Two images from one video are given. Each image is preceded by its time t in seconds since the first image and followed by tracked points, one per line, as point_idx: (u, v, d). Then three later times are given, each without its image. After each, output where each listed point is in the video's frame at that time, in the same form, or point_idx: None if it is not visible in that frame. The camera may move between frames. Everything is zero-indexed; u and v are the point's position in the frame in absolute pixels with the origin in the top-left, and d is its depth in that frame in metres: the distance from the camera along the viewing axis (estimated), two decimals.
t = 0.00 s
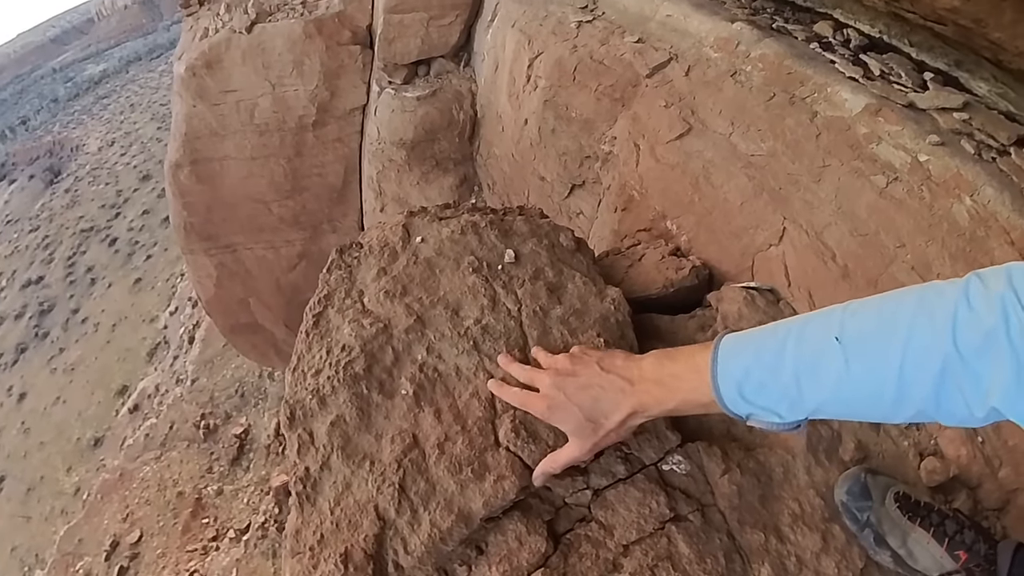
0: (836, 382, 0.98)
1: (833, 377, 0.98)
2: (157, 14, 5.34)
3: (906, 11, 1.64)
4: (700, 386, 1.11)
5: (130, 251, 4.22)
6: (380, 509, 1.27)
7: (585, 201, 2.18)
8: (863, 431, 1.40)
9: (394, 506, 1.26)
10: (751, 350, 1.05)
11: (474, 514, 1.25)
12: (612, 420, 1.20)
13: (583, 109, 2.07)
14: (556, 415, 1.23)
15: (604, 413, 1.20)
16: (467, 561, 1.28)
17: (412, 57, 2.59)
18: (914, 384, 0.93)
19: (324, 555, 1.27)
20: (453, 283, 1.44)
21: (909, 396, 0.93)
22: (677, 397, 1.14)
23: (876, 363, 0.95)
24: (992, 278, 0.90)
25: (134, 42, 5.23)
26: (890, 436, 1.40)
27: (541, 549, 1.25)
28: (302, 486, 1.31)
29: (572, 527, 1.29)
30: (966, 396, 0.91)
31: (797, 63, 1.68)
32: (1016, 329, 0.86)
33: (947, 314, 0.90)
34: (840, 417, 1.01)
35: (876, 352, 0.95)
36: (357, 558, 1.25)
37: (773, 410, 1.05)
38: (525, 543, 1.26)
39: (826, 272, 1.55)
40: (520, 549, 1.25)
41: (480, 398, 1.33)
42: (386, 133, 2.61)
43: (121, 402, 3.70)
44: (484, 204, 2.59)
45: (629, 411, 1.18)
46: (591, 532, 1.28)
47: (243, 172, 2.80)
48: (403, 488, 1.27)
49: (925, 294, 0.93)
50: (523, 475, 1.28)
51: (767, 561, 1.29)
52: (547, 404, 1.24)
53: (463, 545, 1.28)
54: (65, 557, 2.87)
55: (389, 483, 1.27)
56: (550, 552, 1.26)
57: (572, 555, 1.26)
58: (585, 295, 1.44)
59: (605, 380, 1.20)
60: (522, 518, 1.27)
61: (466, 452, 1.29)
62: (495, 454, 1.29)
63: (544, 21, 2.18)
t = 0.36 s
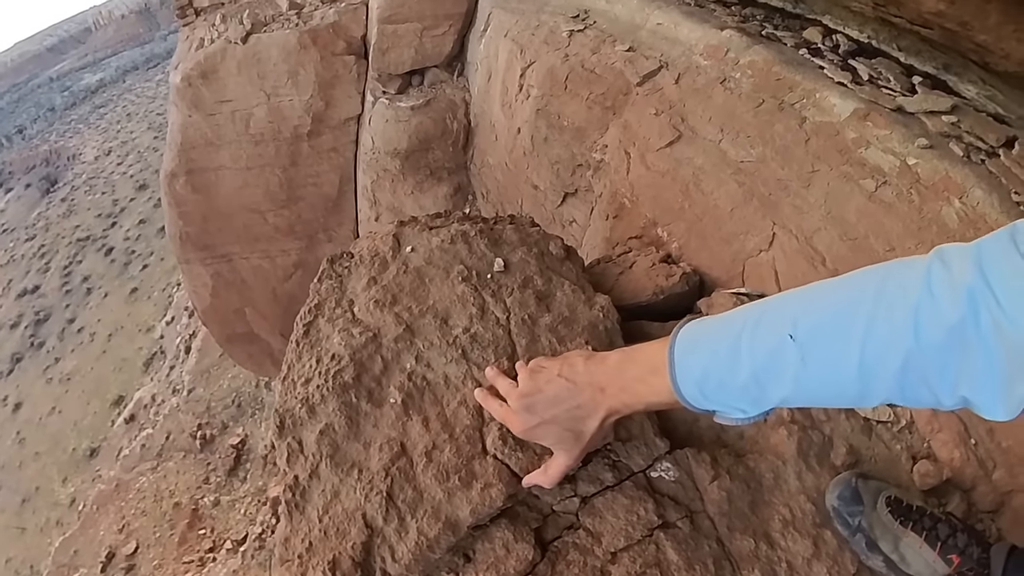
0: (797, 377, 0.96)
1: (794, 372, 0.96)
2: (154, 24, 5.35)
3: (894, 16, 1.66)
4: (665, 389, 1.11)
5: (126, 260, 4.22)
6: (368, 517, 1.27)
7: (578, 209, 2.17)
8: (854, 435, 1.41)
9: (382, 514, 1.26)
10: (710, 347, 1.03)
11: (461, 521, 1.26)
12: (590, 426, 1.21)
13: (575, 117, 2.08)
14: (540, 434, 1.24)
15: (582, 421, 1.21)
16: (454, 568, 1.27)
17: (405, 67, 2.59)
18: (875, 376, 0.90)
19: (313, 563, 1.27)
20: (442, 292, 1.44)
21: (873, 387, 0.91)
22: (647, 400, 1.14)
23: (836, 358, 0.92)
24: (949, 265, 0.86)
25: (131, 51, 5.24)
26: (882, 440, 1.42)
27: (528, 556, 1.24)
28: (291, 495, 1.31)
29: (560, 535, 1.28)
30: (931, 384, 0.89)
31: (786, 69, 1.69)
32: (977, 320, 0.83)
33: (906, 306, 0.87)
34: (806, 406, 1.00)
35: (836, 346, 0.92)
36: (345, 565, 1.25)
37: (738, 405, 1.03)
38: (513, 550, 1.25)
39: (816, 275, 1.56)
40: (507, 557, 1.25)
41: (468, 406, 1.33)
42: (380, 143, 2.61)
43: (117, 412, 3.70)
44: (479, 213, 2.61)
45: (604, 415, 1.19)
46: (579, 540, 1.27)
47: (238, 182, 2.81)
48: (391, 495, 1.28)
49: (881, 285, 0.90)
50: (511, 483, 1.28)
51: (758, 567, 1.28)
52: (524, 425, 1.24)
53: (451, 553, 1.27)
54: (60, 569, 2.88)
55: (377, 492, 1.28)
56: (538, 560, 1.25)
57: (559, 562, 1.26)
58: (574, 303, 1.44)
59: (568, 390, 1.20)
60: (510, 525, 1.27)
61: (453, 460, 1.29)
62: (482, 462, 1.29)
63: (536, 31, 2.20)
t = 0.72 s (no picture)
0: (795, 364, 0.98)
1: (792, 360, 0.98)
2: (151, 34, 5.39)
3: (887, 23, 1.69)
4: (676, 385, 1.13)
5: (123, 270, 4.24)
6: (384, 518, 1.28)
7: (578, 216, 2.20)
8: (859, 431, 1.42)
9: (399, 514, 1.28)
10: (709, 340, 1.05)
11: (478, 521, 1.27)
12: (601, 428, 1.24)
13: (575, 124, 2.10)
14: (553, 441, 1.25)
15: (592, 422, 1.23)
16: (471, 567, 1.29)
17: (405, 77, 2.61)
18: (871, 358, 0.93)
19: (329, 566, 1.28)
20: (451, 295, 1.46)
21: (868, 368, 0.94)
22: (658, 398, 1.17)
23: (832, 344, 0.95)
24: (934, 249, 0.89)
25: (128, 61, 5.27)
26: (886, 434, 1.44)
27: (545, 554, 1.26)
28: (306, 498, 1.32)
29: (576, 532, 1.30)
30: (923, 361, 0.92)
31: (782, 75, 1.71)
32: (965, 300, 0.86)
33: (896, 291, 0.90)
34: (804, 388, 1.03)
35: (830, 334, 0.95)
36: (362, 567, 1.26)
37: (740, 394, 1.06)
38: (530, 548, 1.27)
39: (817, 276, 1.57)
40: (524, 555, 1.27)
41: (481, 407, 1.35)
42: (380, 151, 2.63)
43: (113, 422, 3.71)
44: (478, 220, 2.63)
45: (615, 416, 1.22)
46: (594, 537, 1.29)
47: (238, 191, 2.83)
48: (407, 496, 1.29)
49: (870, 271, 0.92)
50: (526, 482, 1.29)
51: (770, 561, 1.30)
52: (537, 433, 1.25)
53: (467, 552, 1.29)
54: None
55: (393, 492, 1.29)
56: (555, 557, 1.27)
57: (576, 560, 1.27)
58: (582, 306, 1.45)
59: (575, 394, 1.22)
60: (526, 523, 1.29)
61: (468, 460, 1.30)
62: (497, 461, 1.31)
63: (535, 40, 2.22)
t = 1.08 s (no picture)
0: (842, 286, 0.88)
1: (838, 283, 0.88)
2: (148, 44, 5.38)
3: (883, 25, 1.68)
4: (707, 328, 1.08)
5: (118, 279, 4.21)
6: (381, 532, 1.25)
7: (576, 223, 2.17)
8: (865, 436, 1.41)
9: (397, 529, 1.24)
10: (749, 270, 0.95)
11: (479, 535, 1.24)
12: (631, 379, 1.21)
13: (572, 131, 2.09)
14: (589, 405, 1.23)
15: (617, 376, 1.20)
16: None
17: (401, 84, 2.60)
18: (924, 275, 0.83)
19: None
20: (449, 303, 1.44)
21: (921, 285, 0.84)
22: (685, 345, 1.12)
23: (880, 262, 0.85)
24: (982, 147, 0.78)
25: (125, 70, 5.27)
26: (893, 439, 1.42)
27: (549, 568, 1.23)
28: (299, 512, 1.28)
29: (580, 546, 1.27)
30: (982, 275, 0.81)
31: (780, 79, 1.70)
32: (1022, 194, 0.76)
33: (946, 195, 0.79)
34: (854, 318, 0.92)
35: (877, 251, 0.85)
36: None
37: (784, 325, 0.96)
38: (533, 563, 1.23)
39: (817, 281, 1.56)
40: (528, 568, 1.23)
41: (480, 417, 1.33)
42: (376, 159, 2.64)
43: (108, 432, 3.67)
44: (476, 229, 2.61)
45: (642, 363, 1.19)
46: (599, 549, 1.25)
47: (234, 199, 2.81)
48: (405, 510, 1.26)
49: (915, 177, 0.82)
50: (528, 493, 1.26)
51: (779, 571, 1.27)
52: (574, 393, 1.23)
53: (468, 567, 1.25)
54: None
55: (391, 506, 1.26)
56: (559, 571, 1.23)
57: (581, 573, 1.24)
58: (581, 312, 1.44)
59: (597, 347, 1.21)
60: (528, 537, 1.25)
61: (468, 472, 1.27)
62: (498, 472, 1.27)
63: (531, 46, 2.22)
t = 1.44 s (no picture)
0: (851, 367, 0.99)
1: (848, 364, 1.00)
2: (145, 53, 5.49)
3: (873, 45, 1.73)
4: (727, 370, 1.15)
5: (114, 289, 4.24)
6: (379, 562, 1.28)
7: (569, 242, 2.20)
8: (845, 462, 1.44)
9: (392, 559, 1.27)
10: (778, 342, 1.07)
11: (469, 565, 1.27)
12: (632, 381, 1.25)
13: (564, 151, 2.12)
14: (579, 369, 1.29)
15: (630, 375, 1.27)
16: None
17: (396, 102, 2.63)
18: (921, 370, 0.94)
19: None
20: (442, 337, 1.47)
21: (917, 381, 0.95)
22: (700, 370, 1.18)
23: (885, 350, 0.96)
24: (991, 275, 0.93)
25: (121, 79, 5.38)
26: (873, 464, 1.45)
27: None
28: (302, 542, 1.31)
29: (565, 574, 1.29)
30: (972, 375, 0.92)
31: (767, 103, 1.74)
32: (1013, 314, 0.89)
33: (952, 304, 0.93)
34: (855, 409, 1.02)
35: (887, 334, 0.96)
36: None
37: (794, 393, 1.06)
38: None
39: (803, 306, 1.59)
40: None
41: (471, 451, 1.36)
42: (371, 176, 2.65)
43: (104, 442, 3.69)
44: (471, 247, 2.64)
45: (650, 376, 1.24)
46: None
47: (230, 215, 2.84)
48: (401, 541, 1.29)
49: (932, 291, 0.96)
50: (516, 525, 1.29)
51: None
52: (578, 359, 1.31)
53: None
54: None
55: (387, 537, 1.29)
56: None
57: None
58: (570, 345, 1.48)
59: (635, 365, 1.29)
60: (517, 565, 1.28)
61: (459, 505, 1.30)
62: (487, 505, 1.30)
63: (524, 66, 2.25)
